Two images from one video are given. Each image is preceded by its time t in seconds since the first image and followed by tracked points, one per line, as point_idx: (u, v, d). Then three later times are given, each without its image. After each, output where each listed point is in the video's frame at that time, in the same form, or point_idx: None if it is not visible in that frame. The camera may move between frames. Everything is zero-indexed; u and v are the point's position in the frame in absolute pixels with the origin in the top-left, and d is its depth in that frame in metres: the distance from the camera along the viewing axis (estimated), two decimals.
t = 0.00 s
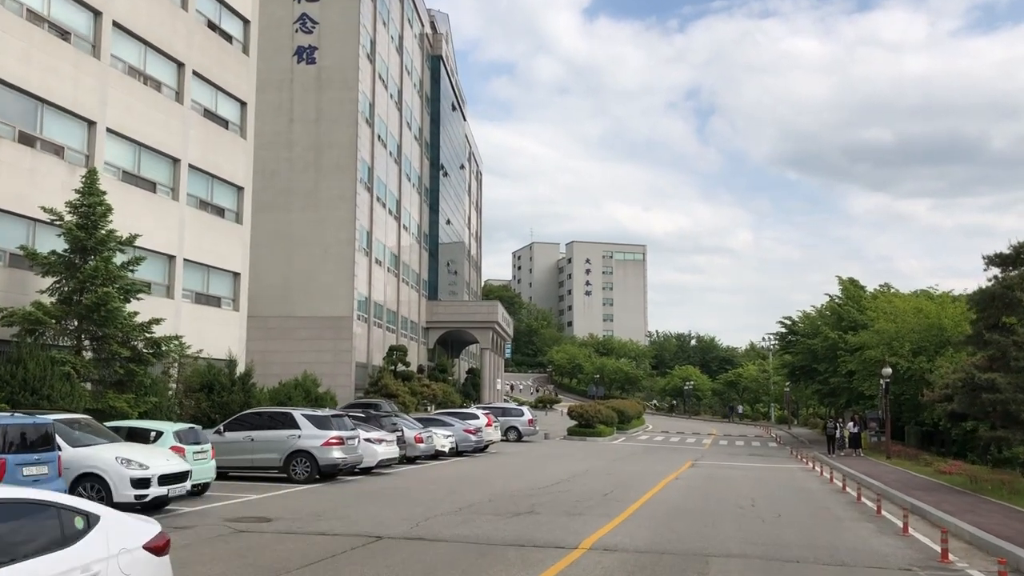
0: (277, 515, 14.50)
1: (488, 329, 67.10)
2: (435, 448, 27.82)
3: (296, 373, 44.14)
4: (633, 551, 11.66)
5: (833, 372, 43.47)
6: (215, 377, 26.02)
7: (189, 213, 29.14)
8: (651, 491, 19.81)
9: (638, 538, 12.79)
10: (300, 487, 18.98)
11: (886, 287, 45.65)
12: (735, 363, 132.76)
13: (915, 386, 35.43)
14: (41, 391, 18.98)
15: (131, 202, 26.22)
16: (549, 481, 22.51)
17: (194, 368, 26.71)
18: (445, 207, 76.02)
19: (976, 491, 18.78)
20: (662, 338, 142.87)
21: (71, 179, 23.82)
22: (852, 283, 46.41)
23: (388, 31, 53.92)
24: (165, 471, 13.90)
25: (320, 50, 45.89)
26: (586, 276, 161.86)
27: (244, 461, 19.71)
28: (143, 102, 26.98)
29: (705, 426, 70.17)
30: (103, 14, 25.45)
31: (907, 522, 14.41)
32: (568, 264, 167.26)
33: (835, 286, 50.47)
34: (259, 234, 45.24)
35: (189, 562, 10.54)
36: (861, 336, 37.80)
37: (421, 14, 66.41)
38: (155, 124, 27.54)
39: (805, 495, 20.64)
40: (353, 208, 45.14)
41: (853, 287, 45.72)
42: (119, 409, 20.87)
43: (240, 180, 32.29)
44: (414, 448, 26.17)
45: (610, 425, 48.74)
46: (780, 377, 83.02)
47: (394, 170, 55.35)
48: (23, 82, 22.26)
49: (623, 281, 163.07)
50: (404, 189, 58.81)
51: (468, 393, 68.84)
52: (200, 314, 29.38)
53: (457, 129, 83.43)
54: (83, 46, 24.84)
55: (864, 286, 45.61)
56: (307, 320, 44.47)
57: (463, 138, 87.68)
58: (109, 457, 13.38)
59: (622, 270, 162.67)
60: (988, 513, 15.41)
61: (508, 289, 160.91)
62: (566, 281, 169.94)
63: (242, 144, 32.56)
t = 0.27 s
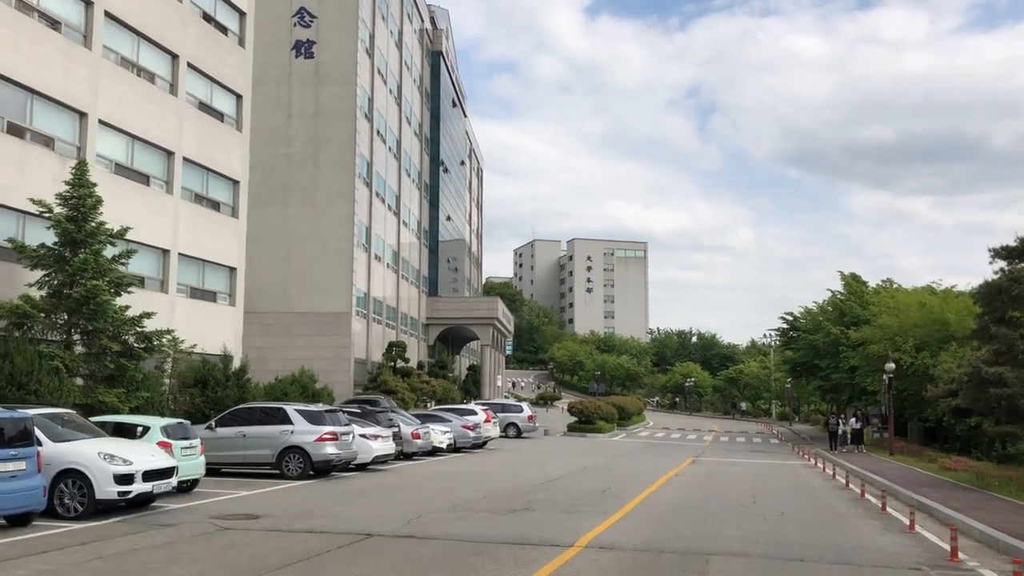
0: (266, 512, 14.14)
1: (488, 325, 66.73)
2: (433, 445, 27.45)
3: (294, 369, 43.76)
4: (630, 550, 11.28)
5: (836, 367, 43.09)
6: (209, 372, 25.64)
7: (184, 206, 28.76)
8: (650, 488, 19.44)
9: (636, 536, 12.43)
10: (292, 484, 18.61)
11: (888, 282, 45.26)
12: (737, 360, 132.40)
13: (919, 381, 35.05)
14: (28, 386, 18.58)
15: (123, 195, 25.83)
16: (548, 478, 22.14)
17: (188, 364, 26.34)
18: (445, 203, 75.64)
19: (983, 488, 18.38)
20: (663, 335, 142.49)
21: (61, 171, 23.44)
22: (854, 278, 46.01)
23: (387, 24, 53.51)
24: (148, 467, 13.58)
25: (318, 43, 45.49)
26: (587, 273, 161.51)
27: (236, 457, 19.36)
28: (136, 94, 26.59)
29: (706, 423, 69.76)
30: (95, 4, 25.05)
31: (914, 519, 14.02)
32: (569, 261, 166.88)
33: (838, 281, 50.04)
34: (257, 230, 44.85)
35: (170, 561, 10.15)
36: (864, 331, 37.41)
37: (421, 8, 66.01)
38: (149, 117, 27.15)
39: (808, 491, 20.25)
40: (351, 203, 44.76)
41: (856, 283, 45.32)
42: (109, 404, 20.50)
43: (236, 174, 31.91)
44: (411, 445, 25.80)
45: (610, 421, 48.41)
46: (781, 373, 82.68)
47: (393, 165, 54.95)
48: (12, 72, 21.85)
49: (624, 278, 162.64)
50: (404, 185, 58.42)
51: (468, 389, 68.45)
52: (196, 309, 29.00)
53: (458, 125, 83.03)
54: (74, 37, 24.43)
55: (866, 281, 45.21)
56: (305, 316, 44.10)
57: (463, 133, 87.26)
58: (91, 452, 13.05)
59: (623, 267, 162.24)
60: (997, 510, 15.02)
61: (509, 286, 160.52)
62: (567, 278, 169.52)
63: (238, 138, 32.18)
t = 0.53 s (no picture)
0: (248, 516, 13.52)
1: (489, 323, 66.10)
2: (429, 444, 26.84)
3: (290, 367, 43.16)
4: (628, 556, 10.65)
5: (841, 365, 42.41)
6: (198, 370, 25.04)
7: (174, 201, 28.16)
8: (651, 489, 18.80)
9: (634, 541, 11.79)
10: (281, 486, 18.00)
11: (895, 278, 44.55)
12: (740, 358, 131.66)
13: (926, 379, 34.36)
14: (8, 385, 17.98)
15: (111, 188, 25.23)
16: (546, 478, 21.51)
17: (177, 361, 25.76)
18: (446, 200, 75.02)
19: (996, 489, 17.72)
20: (666, 333, 141.78)
21: (46, 164, 22.81)
22: (860, 274, 45.31)
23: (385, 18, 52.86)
24: (126, 468, 12.91)
25: (314, 37, 44.86)
26: (590, 270, 160.82)
27: (223, 458, 18.75)
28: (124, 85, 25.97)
29: (710, 421, 69.07)
30: None
31: (926, 522, 13.37)
32: (572, 259, 166.16)
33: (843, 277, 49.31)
34: (252, 226, 44.26)
35: (137, 570, 9.52)
36: (870, 327, 36.73)
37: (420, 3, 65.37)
38: (138, 109, 26.54)
39: (813, 492, 19.61)
40: (348, 198, 44.15)
41: (862, 279, 44.62)
42: (93, 403, 19.89)
43: (228, 167, 31.30)
44: (405, 444, 25.19)
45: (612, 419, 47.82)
46: (785, 370, 81.96)
47: (392, 160, 54.34)
48: None
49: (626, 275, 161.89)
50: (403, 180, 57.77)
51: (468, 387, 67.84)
52: (186, 306, 28.42)
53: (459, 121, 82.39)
54: (59, 25, 23.80)
55: (872, 277, 44.51)
56: (302, 313, 43.50)
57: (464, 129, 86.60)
58: (64, 453, 12.39)
59: (625, 265, 161.48)
60: (1013, 513, 14.36)
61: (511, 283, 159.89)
62: (570, 275, 168.84)
63: (230, 131, 31.57)
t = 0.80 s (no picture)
0: (233, 517, 13.04)
1: (490, 319, 65.62)
2: (426, 442, 26.34)
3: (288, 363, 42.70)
4: (626, 560, 10.14)
5: (845, 360, 41.87)
6: (191, 366, 24.59)
7: (167, 194, 27.68)
8: (652, 488, 18.30)
9: (633, 544, 11.31)
10: (271, 485, 17.53)
11: (899, 272, 43.98)
12: (743, 354, 131.06)
13: (933, 374, 33.80)
14: None
15: (102, 181, 24.75)
16: (545, 476, 21.01)
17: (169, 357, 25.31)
18: (447, 195, 74.46)
19: (1008, 488, 17.18)
20: (669, 329, 141.18)
21: (34, 156, 22.30)
22: (864, 269, 44.73)
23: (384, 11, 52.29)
24: (104, 468, 12.46)
25: (312, 29, 44.32)
26: (592, 266, 160.25)
27: (212, 456, 18.28)
28: (116, 76, 25.47)
29: (712, 417, 68.54)
30: None
31: (938, 523, 12.86)
32: (574, 255, 165.59)
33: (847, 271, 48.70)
34: (250, 221, 43.79)
35: None
36: (876, 322, 36.16)
37: None
38: (130, 100, 26.03)
39: (818, 491, 19.11)
40: (347, 192, 43.64)
41: (866, 273, 44.03)
42: (79, 400, 19.41)
43: (222, 160, 30.80)
44: (403, 441, 24.71)
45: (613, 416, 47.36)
46: (789, 366, 81.43)
47: (392, 155, 53.80)
48: None
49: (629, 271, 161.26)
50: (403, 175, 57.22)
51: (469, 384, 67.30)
52: (180, 301, 27.97)
53: (460, 116, 81.81)
54: (48, 15, 23.28)
55: (877, 271, 43.93)
56: (300, 309, 43.04)
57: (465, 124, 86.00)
58: (39, 451, 11.94)
59: (628, 261, 160.85)
60: None
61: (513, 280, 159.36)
62: (572, 271, 168.26)
63: (225, 123, 31.06)
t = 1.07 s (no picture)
0: (212, 520, 12.45)
1: (491, 315, 65.04)
2: (421, 440, 25.76)
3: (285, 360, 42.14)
4: (621, 570, 9.53)
5: (851, 355, 41.23)
6: (181, 362, 24.02)
7: (157, 187, 27.07)
8: (652, 488, 17.71)
9: (629, 550, 10.70)
10: (258, 485, 16.96)
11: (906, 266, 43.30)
12: (747, 349, 130.42)
13: (941, 370, 33.13)
14: None
15: (89, 173, 24.14)
16: (543, 476, 20.40)
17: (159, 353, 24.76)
18: (447, 189, 73.80)
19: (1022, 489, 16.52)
20: (672, 325, 140.51)
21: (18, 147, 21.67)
22: (870, 263, 44.04)
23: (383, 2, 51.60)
24: (74, 470, 11.84)
25: (309, 20, 43.67)
26: (595, 262, 159.61)
27: (197, 455, 17.69)
28: (103, 65, 24.83)
29: (716, 414, 67.93)
30: None
31: (952, 528, 12.23)
32: (577, 250, 164.94)
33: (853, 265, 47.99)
34: (246, 215, 43.20)
35: None
36: (882, 317, 35.49)
37: None
38: (119, 90, 25.42)
39: (824, 491, 18.50)
40: (344, 186, 43.04)
41: (872, 267, 43.34)
42: (61, 398, 18.82)
43: (215, 152, 30.21)
44: (398, 439, 24.13)
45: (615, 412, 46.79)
46: (793, 361, 80.79)
47: (391, 148, 53.17)
48: None
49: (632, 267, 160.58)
50: (402, 169, 56.59)
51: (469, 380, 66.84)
52: (171, 296, 27.41)
53: (461, 109, 81.11)
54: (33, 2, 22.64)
55: (883, 265, 43.23)
56: (296, 305, 42.48)
57: (466, 119, 85.26)
58: (5, 453, 11.33)
59: (631, 256, 160.12)
60: None
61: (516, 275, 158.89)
62: (575, 267, 167.65)
63: (218, 114, 30.46)
